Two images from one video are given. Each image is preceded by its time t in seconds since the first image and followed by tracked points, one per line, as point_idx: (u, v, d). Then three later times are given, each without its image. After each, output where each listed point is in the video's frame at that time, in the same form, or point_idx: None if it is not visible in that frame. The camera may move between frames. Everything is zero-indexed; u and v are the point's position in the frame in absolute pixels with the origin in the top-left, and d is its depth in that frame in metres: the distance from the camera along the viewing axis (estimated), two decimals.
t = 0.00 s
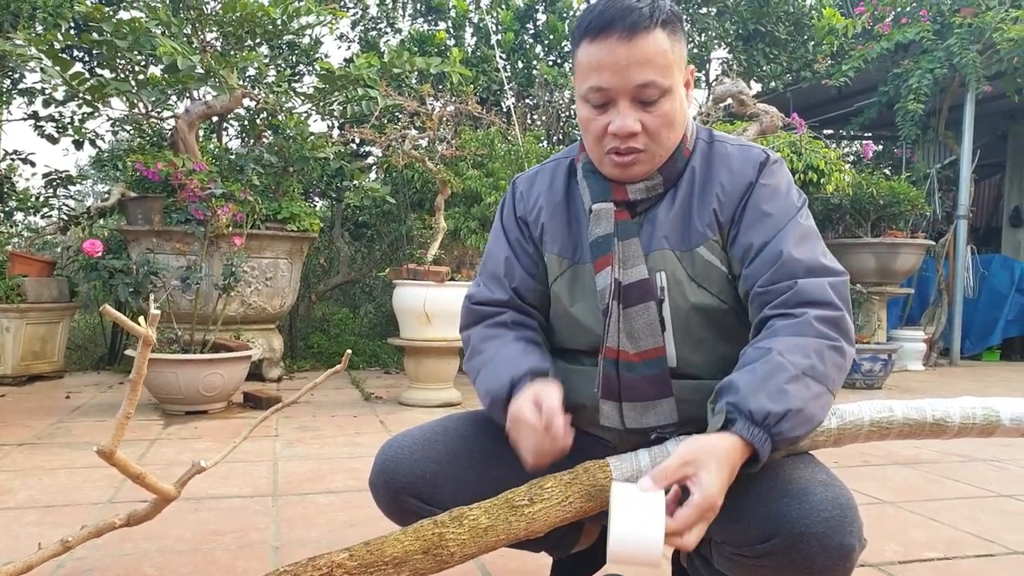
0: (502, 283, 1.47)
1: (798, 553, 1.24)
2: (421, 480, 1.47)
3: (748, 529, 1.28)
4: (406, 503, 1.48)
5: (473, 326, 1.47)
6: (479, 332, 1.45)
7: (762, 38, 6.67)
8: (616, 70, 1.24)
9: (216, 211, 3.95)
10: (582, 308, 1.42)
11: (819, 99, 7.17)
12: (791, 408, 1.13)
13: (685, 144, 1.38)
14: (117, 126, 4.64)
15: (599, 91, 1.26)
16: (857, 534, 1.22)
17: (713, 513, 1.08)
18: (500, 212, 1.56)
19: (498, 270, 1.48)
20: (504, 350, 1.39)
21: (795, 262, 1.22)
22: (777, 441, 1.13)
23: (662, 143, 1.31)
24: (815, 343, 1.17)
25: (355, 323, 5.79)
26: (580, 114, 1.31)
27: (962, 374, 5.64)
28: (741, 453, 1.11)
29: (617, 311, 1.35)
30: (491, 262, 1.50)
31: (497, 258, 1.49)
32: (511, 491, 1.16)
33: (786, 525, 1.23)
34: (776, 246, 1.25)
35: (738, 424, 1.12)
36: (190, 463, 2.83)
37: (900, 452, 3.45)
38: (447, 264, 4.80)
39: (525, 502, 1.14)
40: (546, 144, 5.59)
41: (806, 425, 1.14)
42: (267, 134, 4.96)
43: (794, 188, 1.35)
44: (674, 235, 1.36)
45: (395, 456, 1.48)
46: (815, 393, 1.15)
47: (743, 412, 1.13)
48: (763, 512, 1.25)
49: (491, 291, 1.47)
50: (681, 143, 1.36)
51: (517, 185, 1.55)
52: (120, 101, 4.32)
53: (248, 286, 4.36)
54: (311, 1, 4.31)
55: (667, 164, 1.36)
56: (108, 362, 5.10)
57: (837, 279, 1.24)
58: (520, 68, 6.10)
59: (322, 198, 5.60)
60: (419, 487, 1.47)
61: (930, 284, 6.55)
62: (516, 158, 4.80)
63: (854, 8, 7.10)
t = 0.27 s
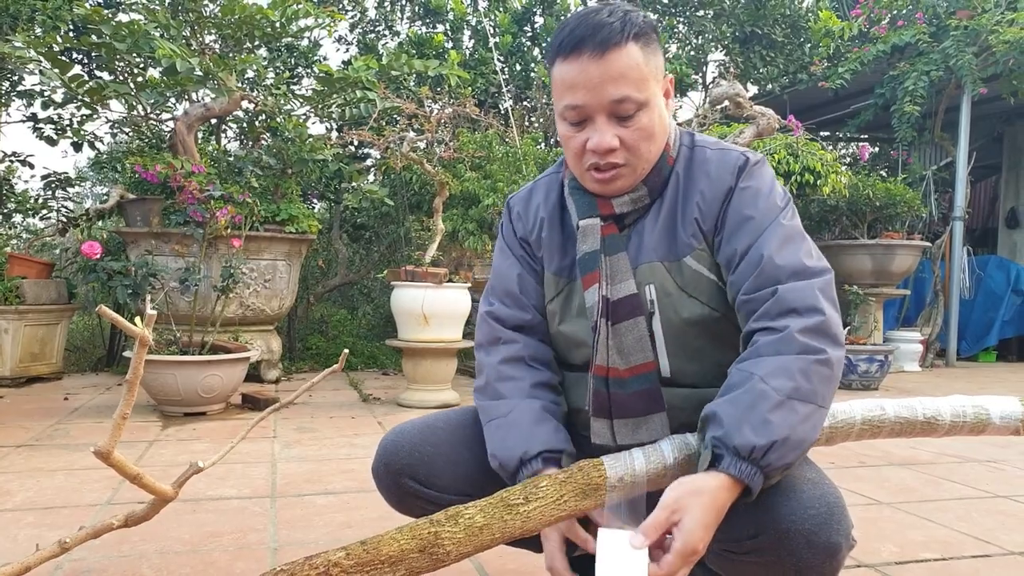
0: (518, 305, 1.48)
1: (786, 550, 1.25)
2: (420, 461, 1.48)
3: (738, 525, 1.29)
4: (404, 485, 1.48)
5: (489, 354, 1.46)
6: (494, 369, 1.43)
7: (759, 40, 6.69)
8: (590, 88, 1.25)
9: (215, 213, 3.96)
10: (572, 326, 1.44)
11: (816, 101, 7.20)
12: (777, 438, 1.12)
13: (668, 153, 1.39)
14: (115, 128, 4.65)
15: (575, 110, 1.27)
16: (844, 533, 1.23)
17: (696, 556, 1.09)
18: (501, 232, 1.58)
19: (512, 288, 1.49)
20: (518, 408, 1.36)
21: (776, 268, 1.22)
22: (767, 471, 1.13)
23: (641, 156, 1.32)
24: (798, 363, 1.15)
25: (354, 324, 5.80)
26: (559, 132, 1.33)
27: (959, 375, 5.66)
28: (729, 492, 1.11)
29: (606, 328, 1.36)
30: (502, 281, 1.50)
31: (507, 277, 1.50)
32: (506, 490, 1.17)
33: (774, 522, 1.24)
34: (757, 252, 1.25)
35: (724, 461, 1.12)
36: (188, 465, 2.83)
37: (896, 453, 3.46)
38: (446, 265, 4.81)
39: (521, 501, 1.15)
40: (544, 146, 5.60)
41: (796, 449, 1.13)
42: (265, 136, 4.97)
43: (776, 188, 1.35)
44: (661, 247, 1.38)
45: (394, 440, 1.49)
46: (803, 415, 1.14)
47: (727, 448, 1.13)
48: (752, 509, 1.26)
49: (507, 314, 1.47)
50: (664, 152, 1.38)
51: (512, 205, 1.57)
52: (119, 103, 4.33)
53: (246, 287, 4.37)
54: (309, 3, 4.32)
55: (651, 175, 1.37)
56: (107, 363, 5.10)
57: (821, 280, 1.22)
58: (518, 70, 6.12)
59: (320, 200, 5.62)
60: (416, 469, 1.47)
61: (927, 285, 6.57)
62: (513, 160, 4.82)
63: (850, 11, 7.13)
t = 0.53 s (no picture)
0: (516, 308, 1.48)
1: (782, 550, 1.25)
2: (418, 460, 1.48)
3: (733, 525, 1.29)
4: (403, 485, 1.48)
5: (487, 358, 1.46)
6: (491, 376, 1.43)
7: (757, 43, 6.70)
8: (576, 95, 1.25)
9: (213, 214, 3.95)
10: (565, 333, 1.45)
11: (814, 103, 7.21)
12: (753, 446, 1.12)
13: (658, 158, 1.39)
14: (114, 130, 4.64)
15: (563, 117, 1.27)
16: (840, 531, 1.23)
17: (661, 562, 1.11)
18: (495, 238, 1.59)
19: (509, 292, 1.49)
20: (511, 420, 1.36)
21: (758, 272, 1.22)
22: (747, 478, 1.14)
23: (630, 162, 1.32)
24: (776, 369, 1.15)
25: (352, 326, 5.79)
26: (548, 139, 1.33)
27: (957, 377, 5.66)
28: (707, 501, 1.12)
29: (598, 334, 1.36)
30: (499, 285, 1.50)
31: (505, 282, 1.50)
32: (502, 490, 1.17)
33: (770, 521, 1.24)
34: (740, 257, 1.25)
35: (701, 470, 1.13)
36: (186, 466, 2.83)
37: (894, 455, 3.46)
38: (445, 267, 4.80)
39: (518, 501, 1.16)
40: (542, 147, 5.60)
41: (775, 456, 1.13)
42: (264, 138, 4.97)
43: (762, 189, 1.35)
44: (651, 251, 1.38)
45: (393, 440, 1.50)
46: (781, 421, 1.14)
47: (705, 457, 1.14)
48: (747, 508, 1.26)
49: (504, 318, 1.48)
50: (654, 158, 1.38)
51: (506, 212, 1.58)
52: (117, 105, 4.32)
53: (245, 289, 4.37)
54: (308, 5, 4.32)
55: (641, 181, 1.38)
56: (104, 364, 5.10)
57: (801, 282, 1.22)
58: (517, 72, 6.11)
59: (319, 202, 5.62)
60: (415, 468, 1.47)
61: (924, 288, 6.58)
62: (512, 162, 4.82)
63: (848, 14, 7.14)
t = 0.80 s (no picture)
0: (494, 305, 1.47)
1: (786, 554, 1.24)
2: (407, 476, 1.47)
3: (735, 530, 1.28)
4: (393, 500, 1.48)
5: (463, 355, 1.46)
6: (467, 372, 1.43)
7: (755, 45, 6.70)
8: (575, 92, 1.25)
9: (210, 216, 3.94)
10: (560, 329, 1.44)
11: (812, 105, 7.22)
12: (744, 424, 1.11)
13: (655, 156, 1.39)
14: (111, 131, 4.63)
15: (561, 113, 1.27)
16: (844, 534, 1.23)
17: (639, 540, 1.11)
18: (486, 231, 1.57)
19: (490, 289, 1.48)
20: (488, 411, 1.37)
21: (757, 267, 1.22)
22: (739, 459, 1.12)
23: (627, 160, 1.31)
24: (770, 351, 1.15)
25: (350, 328, 5.78)
26: (546, 136, 1.32)
27: (955, 380, 5.66)
28: (699, 485, 1.10)
29: (593, 328, 1.36)
30: (480, 282, 1.50)
31: (485, 278, 1.49)
32: (501, 494, 1.16)
33: (772, 526, 1.23)
34: (736, 254, 1.25)
35: (691, 449, 1.13)
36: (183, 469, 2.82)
37: (893, 458, 3.46)
38: (442, 269, 4.80)
39: (516, 505, 1.14)
40: (540, 149, 5.60)
41: (768, 436, 1.12)
42: (261, 139, 4.96)
43: (761, 189, 1.35)
44: (648, 248, 1.37)
45: (382, 454, 1.49)
46: (773, 402, 1.13)
47: (697, 436, 1.13)
48: (750, 513, 1.26)
49: (481, 315, 1.47)
50: (650, 156, 1.37)
51: (499, 205, 1.56)
52: (114, 106, 4.31)
53: (242, 291, 4.36)
54: (306, 6, 4.32)
55: (637, 178, 1.37)
56: (101, 367, 5.08)
57: (798, 274, 1.22)
58: (515, 74, 6.11)
59: (316, 204, 5.61)
60: (404, 483, 1.47)
61: (922, 290, 6.58)
62: (510, 164, 4.81)
63: (845, 16, 7.15)
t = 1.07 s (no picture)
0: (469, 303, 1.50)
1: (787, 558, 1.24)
2: (403, 484, 1.47)
3: (737, 534, 1.29)
4: (390, 509, 1.47)
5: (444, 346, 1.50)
6: (448, 359, 1.47)
7: (753, 48, 6.72)
8: (571, 92, 1.25)
9: (208, 219, 3.94)
10: (556, 326, 1.43)
11: (810, 108, 7.23)
12: (743, 352, 1.14)
13: (653, 157, 1.39)
14: (108, 134, 4.63)
15: (557, 114, 1.27)
16: (845, 538, 1.23)
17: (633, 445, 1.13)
18: (476, 228, 1.58)
19: (470, 288, 1.51)
20: (469, 384, 1.41)
21: (791, 265, 1.23)
22: (728, 385, 1.15)
23: (623, 160, 1.31)
24: (795, 310, 1.17)
25: (347, 330, 5.78)
26: (542, 135, 1.33)
27: (953, 382, 5.67)
28: (688, 385, 1.15)
29: (590, 328, 1.37)
30: (464, 279, 1.52)
31: (469, 277, 1.52)
32: (500, 497, 1.16)
33: (775, 530, 1.23)
34: (770, 252, 1.26)
35: (690, 359, 1.17)
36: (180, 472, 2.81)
37: (890, 460, 3.46)
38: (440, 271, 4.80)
39: (515, 508, 1.15)
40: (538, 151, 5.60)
41: (764, 377, 1.14)
42: (259, 142, 4.97)
43: (773, 193, 1.35)
44: (647, 247, 1.36)
45: (377, 464, 1.48)
46: (780, 351, 1.15)
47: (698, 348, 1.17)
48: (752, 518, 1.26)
49: (459, 313, 1.50)
50: (646, 157, 1.38)
51: (492, 203, 1.57)
52: (112, 109, 4.31)
53: (239, 293, 4.36)
54: (304, 9, 4.33)
55: (633, 179, 1.37)
56: (98, 369, 5.08)
57: (832, 270, 1.23)
58: (513, 76, 6.12)
59: (314, 206, 5.62)
60: (401, 492, 1.47)
61: (920, 292, 6.59)
62: (508, 167, 4.82)
63: (843, 18, 7.16)
